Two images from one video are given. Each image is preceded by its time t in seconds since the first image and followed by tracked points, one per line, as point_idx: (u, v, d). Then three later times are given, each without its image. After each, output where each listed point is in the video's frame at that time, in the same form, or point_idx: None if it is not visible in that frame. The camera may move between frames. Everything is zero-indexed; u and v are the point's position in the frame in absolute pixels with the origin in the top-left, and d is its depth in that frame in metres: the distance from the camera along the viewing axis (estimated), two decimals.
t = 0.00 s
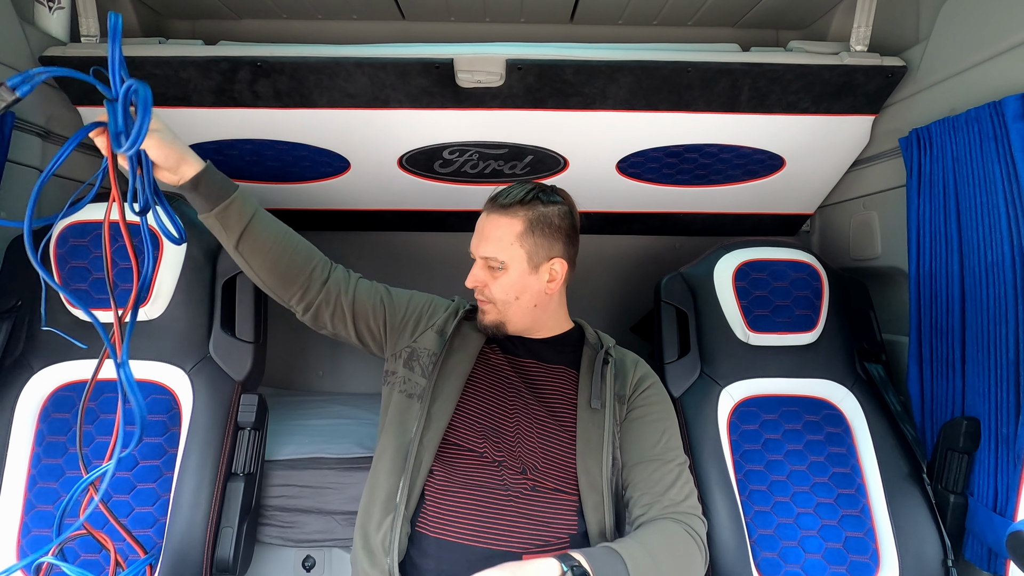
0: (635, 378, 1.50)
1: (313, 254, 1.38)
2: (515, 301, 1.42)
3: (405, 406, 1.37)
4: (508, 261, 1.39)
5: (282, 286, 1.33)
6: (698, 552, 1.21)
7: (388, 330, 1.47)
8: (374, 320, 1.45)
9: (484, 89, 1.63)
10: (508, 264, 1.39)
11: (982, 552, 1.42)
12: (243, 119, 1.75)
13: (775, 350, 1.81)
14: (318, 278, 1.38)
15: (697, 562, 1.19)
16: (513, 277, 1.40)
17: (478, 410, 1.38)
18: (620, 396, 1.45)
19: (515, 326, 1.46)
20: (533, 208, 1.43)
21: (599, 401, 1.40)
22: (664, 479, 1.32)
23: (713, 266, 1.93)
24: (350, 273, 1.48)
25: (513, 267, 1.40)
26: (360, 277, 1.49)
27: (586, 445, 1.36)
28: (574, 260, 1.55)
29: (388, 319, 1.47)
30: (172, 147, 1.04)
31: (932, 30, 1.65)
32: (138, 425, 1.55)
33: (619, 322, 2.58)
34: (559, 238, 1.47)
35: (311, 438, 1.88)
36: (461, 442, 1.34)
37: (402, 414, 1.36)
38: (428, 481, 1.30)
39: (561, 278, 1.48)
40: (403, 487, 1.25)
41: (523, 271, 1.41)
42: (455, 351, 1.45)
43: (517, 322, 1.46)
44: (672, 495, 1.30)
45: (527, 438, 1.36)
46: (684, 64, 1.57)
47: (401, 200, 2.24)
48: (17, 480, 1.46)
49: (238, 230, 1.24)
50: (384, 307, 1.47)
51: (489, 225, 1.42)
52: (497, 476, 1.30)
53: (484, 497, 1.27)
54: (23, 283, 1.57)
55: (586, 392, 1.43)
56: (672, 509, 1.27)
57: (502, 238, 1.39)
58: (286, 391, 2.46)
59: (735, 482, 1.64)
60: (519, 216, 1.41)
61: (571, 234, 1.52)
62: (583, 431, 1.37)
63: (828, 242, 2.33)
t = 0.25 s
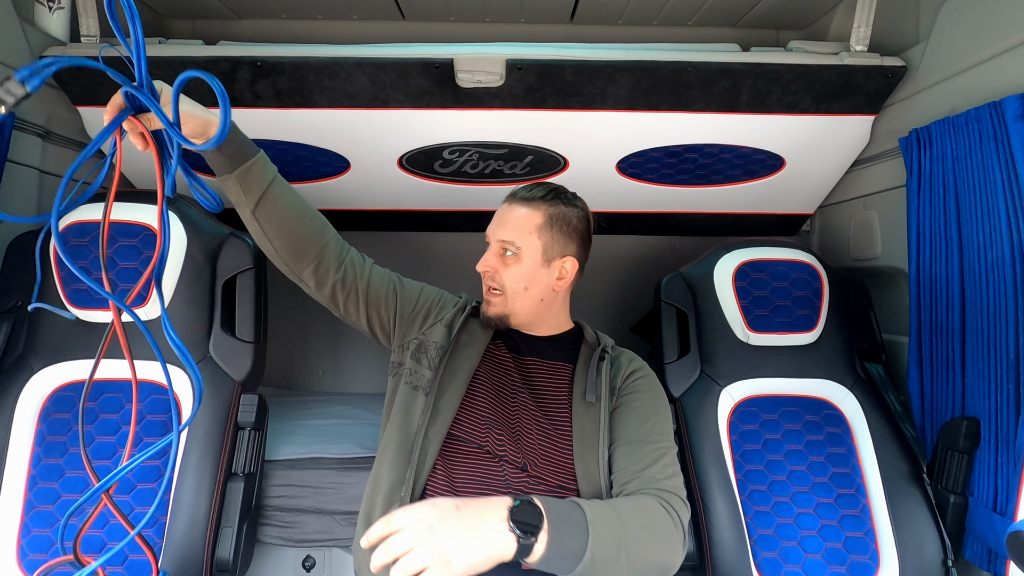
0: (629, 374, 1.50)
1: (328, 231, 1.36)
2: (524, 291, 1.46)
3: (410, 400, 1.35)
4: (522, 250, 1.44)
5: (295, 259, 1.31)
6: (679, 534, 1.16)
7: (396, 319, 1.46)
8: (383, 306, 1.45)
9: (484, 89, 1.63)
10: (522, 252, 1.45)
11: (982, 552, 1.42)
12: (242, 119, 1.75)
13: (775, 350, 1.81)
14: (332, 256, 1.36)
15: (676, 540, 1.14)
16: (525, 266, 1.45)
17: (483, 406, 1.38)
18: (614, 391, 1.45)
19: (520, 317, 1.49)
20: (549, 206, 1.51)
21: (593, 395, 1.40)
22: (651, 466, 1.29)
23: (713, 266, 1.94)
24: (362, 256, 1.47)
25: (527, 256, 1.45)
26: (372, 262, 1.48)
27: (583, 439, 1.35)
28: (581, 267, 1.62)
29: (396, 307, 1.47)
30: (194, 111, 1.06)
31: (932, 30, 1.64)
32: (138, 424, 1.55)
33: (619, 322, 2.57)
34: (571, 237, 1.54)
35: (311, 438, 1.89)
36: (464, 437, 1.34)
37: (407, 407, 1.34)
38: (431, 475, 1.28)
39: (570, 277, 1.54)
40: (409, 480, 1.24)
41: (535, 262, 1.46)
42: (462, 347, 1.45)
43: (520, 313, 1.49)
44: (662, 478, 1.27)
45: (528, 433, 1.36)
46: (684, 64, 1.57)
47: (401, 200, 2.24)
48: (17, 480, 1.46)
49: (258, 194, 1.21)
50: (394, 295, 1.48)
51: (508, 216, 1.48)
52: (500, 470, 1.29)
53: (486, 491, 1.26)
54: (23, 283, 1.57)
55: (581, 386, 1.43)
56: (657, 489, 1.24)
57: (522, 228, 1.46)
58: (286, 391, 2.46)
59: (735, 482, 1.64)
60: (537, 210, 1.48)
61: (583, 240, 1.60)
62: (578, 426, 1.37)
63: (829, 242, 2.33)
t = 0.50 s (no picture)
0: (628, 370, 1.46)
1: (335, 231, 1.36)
2: (529, 287, 1.46)
3: (412, 397, 1.35)
4: (528, 246, 1.46)
5: (301, 256, 1.30)
6: (666, 525, 1.08)
7: (399, 317, 1.47)
8: (388, 305, 1.46)
9: (484, 89, 1.63)
10: (528, 248, 1.46)
11: (982, 552, 1.42)
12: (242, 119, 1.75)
13: (775, 350, 1.81)
14: (339, 254, 1.36)
15: (662, 531, 1.06)
16: (531, 262, 1.46)
17: (485, 404, 1.37)
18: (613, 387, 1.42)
19: (522, 313, 1.49)
20: (556, 206, 1.53)
21: (590, 393, 1.38)
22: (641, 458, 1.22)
23: (713, 266, 1.94)
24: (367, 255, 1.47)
25: (533, 253, 1.47)
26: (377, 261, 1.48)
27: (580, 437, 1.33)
28: (585, 270, 1.62)
29: (400, 305, 1.47)
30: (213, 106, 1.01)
31: (931, 30, 1.65)
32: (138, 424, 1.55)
33: (619, 322, 2.57)
34: (577, 238, 1.55)
35: (311, 438, 1.89)
36: (463, 435, 1.33)
37: (409, 404, 1.34)
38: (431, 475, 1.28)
39: (574, 278, 1.55)
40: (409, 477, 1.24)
41: (541, 259, 1.47)
42: (464, 346, 1.44)
43: (523, 309, 1.48)
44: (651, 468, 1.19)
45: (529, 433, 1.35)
46: (684, 64, 1.57)
47: (401, 200, 2.24)
48: (17, 480, 1.46)
49: (269, 191, 1.21)
50: (398, 294, 1.48)
51: (517, 213, 1.51)
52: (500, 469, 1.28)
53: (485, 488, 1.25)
54: (23, 283, 1.57)
55: (578, 385, 1.42)
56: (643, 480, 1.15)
57: (528, 224, 1.48)
58: (286, 391, 2.46)
59: (735, 482, 1.64)
60: (545, 209, 1.51)
61: (588, 242, 1.61)
62: (575, 425, 1.35)
63: (829, 242, 2.33)
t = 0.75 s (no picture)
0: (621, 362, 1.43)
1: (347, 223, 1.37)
2: (529, 284, 1.47)
3: (413, 393, 1.35)
4: (530, 242, 1.47)
5: (312, 246, 1.31)
6: (650, 500, 1.03)
7: (403, 313, 1.48)
8: (393, 299, 1.47)
9: (484, 89, 1.63)
10: (529, 245, 1.47)
11: (982, 552, 1.42)
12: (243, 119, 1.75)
13: (775, 350, 1.81)
14: (349, 247, 1.37)
15: (646, 504, 1.01)
16: (532, 259, 1.47)
17: (484, 398, 1.35)
18: (608, 377, 1.39)
19: (522, 310, 1.50)
20: (557, 205, 1.54)
21: (583, 387, 1.36)
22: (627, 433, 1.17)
23: (713, 266, 1.94)
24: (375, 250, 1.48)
25: (535, 250, 1.47)
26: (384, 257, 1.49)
27: (572, 430, 1.31)
28: (586, 271, 1.63)
29: (404, 300, 1.48)
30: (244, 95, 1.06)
31: (931, 30, 1.65)
32: (138, 424, 1.55)
33: (619, 322, 2.57)
34: (577, 237, 1.56)
35: (311, 438, 1.89)
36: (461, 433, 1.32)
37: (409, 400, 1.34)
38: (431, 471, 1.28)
39: (575, 277, 1.55)
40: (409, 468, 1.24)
41: (542, 256, 1.48)
42: (467, 342, 1.44)
43: (523, 305, 1.49)
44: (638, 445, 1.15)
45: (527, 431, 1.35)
46: (684, 64, 1.57)
47: (401, 200, 2.24)
48: (17, 480, 1.46)
49: (288, 179, 1.22)
50: (403, 289, 1.49)
51: (519, 211, 1.52)
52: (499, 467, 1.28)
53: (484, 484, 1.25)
54: (23, 283, 1.57)
55: (571, 378, 1.40)
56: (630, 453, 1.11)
57: (530, 221, 1.49)
58: (287, 391, 2.47)
59: (735, 482, 1.64)
60: (546, 207, 1.52)
61: (589, 242, 1.62)
62: (568, 418, 1.33)
63: (829, 242, 2.33)
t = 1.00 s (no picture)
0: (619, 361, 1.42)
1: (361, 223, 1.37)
2: (531, 283, 1.47)
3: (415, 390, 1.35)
4: (531, 241, 1.47)
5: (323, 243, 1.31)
6: (639, 497, 1.02)
7: (406, 314, 1.48)
8: (398, 298, 1.47)
9: (484, 89, 1.63)
10: (531, 244, 1.47)
11: (981, 552, 1.42)
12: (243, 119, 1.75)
13: (775, 350, 1.81)
14: (360, 246, 1.37)
15: (634, 501, 1.01)
16: (534, 258, 1.47)
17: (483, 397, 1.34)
18: (604, 375, 1.39)
19: (523, 309, 1.50)
20: (557, 205, 1.55)
21: (578, 384, 1.36)
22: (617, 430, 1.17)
23: (713, 266, 1.94)
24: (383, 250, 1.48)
25: (536, 249, 1.48)
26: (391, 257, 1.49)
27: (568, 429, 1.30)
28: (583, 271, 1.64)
29: (408, 301, 1.48)
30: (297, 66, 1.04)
31: (931, 30, 1.65)
32: (138, 424, 1.55)
33: (620, 322, 2.57)
34: (576, 237, 1.58)
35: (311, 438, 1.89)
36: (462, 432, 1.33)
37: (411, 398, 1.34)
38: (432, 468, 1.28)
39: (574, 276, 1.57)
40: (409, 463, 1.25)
41: (543, 255, 1.49)
42: (468, 342, 1.44)
43: (524, 304, 1.49)
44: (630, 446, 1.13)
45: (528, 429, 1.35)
46: (684, 64, 1.57)
47: (401, 200, 2.24)
48: (17, 480, 1.46)
49: (318, 174, 1.21)
50: (408, 290, 1.49)
51: (520, 210, 1.52)
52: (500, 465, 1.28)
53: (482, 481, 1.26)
54: (23, 283, 1.57)
55: (569, 377, 1.40)
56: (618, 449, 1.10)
57: (533, 220, 1.50)
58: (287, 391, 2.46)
59: (735, 482, 1.64)
60: (547, 207, 1.53)
61: (587, 243, 1.63)
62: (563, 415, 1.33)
63: (829, 242, 2.33)
